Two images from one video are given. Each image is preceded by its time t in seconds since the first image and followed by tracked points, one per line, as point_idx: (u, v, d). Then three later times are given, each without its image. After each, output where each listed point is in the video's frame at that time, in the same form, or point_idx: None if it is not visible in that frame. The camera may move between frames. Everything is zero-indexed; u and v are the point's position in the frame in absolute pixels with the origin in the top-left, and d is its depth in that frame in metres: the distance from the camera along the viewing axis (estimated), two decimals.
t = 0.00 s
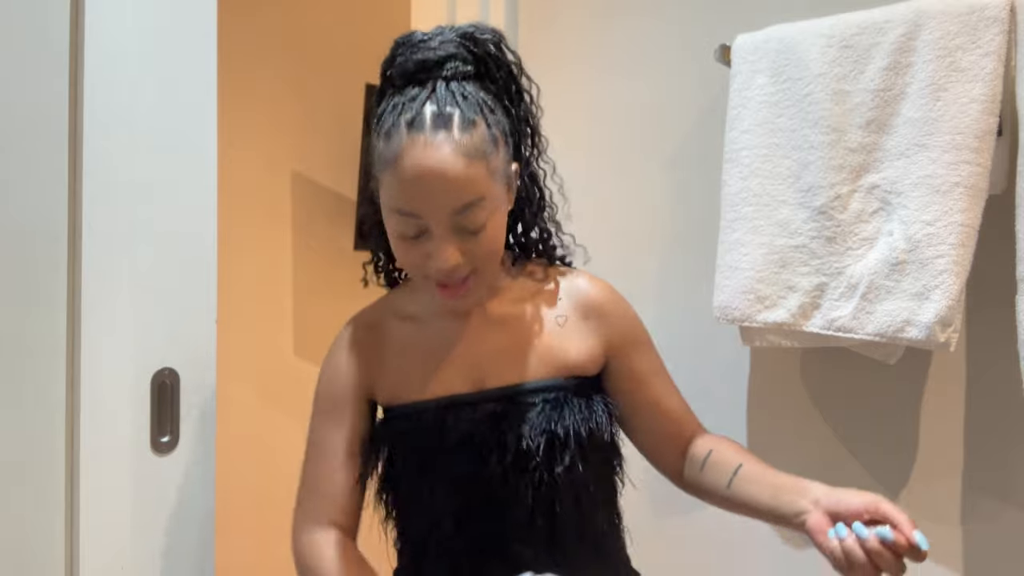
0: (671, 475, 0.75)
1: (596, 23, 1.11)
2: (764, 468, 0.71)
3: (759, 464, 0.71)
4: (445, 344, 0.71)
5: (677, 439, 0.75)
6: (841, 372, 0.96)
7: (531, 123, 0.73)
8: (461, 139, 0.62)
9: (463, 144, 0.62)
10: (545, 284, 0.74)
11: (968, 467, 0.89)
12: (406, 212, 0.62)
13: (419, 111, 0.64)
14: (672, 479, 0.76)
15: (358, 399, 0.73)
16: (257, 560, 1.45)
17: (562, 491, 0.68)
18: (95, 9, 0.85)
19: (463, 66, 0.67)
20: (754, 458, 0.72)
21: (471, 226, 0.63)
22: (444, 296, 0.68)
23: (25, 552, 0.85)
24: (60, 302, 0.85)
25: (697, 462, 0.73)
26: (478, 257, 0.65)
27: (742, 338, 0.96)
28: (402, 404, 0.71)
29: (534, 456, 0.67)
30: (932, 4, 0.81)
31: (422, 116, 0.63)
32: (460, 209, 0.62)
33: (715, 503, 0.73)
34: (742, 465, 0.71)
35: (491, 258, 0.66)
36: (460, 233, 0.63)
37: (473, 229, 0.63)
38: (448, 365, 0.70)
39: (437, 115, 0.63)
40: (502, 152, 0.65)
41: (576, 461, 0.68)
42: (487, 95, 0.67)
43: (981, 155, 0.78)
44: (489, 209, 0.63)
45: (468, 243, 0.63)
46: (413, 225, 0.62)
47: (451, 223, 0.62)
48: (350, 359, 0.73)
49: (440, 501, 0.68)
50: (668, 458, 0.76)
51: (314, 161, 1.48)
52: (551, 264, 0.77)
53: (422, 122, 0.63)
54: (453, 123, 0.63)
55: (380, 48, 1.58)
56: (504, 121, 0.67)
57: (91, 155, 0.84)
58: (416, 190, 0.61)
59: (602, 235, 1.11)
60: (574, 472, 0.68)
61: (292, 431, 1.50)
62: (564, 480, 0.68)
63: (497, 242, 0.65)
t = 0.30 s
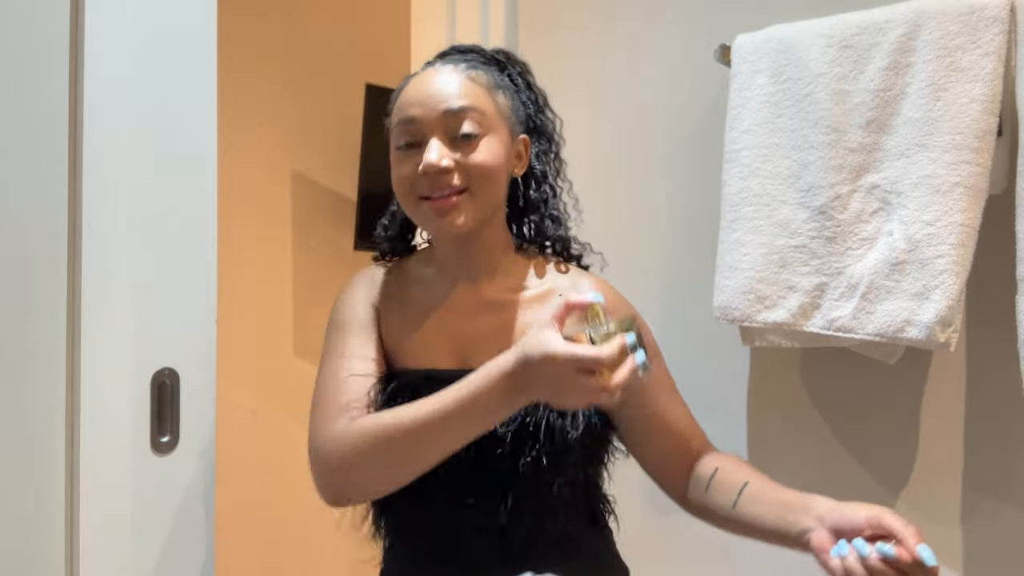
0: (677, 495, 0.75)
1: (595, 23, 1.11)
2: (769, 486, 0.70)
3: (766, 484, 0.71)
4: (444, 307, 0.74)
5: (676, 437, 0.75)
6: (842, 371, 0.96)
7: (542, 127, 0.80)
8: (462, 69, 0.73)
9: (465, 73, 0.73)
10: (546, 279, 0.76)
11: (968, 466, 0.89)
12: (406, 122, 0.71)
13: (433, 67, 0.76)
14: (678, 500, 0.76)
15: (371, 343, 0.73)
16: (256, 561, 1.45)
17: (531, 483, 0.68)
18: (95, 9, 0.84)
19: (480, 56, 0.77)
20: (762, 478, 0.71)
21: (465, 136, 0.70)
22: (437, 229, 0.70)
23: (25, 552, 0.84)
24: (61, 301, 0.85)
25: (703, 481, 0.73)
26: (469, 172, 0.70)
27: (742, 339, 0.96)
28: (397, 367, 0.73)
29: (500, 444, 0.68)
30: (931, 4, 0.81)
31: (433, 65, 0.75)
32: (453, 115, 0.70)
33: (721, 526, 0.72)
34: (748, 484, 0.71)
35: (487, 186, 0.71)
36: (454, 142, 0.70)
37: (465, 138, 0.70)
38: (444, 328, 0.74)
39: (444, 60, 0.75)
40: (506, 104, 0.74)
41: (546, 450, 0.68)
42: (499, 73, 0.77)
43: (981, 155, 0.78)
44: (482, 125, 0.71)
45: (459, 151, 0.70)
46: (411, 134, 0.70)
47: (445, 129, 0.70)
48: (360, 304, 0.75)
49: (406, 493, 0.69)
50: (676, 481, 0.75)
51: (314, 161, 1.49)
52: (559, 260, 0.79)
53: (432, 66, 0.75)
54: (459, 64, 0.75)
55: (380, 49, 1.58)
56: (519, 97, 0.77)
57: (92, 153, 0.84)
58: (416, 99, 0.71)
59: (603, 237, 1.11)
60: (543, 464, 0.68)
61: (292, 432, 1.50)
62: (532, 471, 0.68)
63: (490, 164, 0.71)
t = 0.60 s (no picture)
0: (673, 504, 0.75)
1: (596, 23, 1.11)
2: (763, 514, 0.69)
3: (758, 506, 0.70)
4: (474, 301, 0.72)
5: (678, 437, 0.75)
6: (842, 371, 0.95)
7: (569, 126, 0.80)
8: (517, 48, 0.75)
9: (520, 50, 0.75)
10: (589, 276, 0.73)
11: (969, 466, 0.89)
12: (465, 84, 0.71)
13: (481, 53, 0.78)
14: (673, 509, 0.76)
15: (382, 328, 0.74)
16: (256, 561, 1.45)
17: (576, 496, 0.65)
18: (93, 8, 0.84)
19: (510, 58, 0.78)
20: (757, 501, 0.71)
21: (526, 99, 0.70)
22: (494, 189, 0.68)
23: (25, 552, 0.83)
24: (60, 301, 0.85)
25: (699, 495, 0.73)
26: (531, 132, 0.69)
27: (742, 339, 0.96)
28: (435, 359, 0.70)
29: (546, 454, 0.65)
30: (931, 4, 0.81)
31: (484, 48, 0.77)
32: (514, 78, 0.71)
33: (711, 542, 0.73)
34: (740, 505, 0.70)
35: (544, 150, 0.70)
36: (512, 104, 0.70)
37: (526, 101, 0.70)
38: (471, 325, 0.71)
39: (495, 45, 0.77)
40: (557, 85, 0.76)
41: (596, 461, 0.65)
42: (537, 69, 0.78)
43: (981, 155, 0.78)
44: (541, 92, 0.72)
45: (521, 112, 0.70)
46: (470, 95, 0.71)
47: (507, 92, 0.70)
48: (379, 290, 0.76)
49: (439, 501, 0.66)
50: (671, 487, 0.75)
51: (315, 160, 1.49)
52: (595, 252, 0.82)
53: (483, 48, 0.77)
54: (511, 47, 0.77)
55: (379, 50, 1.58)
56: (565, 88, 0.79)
57: (92, 153, 0.84)
58: (474, 64, 0.72)
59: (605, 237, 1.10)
60: (590, 473, 0.65)
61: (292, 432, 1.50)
62: (579, 483, 0.65)
63: (551, 128, 0.70)
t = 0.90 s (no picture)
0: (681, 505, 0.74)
1: (596, 23, 1.10)
2: (781, 515, 0.68)
3: (775, 507, 0.69)
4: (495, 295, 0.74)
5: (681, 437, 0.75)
6: (843, 371, 0.95)
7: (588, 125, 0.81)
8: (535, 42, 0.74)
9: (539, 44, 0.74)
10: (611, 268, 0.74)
11: (969, 467, 0.89)
12: (481, 83, 0.71)
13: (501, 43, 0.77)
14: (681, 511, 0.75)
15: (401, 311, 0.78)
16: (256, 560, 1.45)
17: (609, 474, 0.64)
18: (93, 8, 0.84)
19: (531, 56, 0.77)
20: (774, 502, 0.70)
21: (542, 99, 0.70)
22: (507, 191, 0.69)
23: (26, 553, 0.83)
24: (60, 301, 0.85)
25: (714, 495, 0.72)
26: (545, 135, 0.69)
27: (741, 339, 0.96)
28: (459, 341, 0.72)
29: (578, 431, 0.64)
30: (932, 4, 0.81)
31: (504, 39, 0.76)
32: (530, 78, 0.70)
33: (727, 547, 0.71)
34: (757, 504, 0.70)
35: (558, 152, 0.70)
36: (527, 104, 0.70)
37: (542, 102, 0.70)
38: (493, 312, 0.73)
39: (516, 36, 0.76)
40: (575, 81, 0.75)
41: (627, 439, 0.65)
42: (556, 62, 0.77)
43: (981, 155, 0.78)
44: (558, 91, 0.71)
45: (536, 113, 0.70)
46: (486, 95, 0.71)
47: (522, 92, 0.70)
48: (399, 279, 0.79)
49: (464, 477, 0.65)
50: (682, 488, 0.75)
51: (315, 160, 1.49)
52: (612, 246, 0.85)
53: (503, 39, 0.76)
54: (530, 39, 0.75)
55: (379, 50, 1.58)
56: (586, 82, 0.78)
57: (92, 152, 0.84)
58: (491, 62, 0.71)
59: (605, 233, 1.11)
60: (620, 454, 0.64)
61: (292, 432, 1.50)
62: (612, 462, 0.64)
63: (566, 129, 0.70)
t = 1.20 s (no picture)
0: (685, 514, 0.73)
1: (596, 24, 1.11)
2: (776, 523, 0.67)
3: (772, 515, 0.68)
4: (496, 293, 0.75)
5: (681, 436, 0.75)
6: (843, 371, 0.95)
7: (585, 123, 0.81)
8: (526, 56, 0.73)
9: (529, 59, 0.73)
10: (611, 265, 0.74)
11: (968, 467, 0.88)
12: (471, 105, 0.70)
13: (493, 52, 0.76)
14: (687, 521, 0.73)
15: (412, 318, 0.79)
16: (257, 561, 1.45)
17: (617, 454, 0.64)
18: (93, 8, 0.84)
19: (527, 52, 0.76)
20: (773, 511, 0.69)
21: (532, 122, 0.70)
22: (498, 215, 0.70)
23: (25, 552, 0.83)
24: (60, 301, 0.84)
25: (713, 500, 0.71)
26: (534, 159, 0.69)
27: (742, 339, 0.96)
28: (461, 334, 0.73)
29: (583, 411, 0.64)
30: (932, 4, 0.81)
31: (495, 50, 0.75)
32: (519, 101, 0.70)
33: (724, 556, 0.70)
34: (754, 512, 0.68)
35: (548, 175, 0.71)
36: (517, 126, 0.70)
37: (530, 125, 0.70)
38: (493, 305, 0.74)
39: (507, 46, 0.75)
40: (565, 90, 0.74)
41: (633, 419, 0.65)
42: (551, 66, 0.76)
43: (981, 155, 0.78)
44: (547, 113, 0.70)
45: (525, 137, 0.69)
46: (476, 117, 0.70)
47: (511, 115, 0.70)
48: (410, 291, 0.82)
49: (468, 461, 0.65)
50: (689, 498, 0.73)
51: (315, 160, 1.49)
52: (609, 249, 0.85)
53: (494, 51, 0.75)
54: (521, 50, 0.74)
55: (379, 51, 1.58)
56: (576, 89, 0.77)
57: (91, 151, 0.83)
58: (480, 83, 0.71)
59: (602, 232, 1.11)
60: (624, 433, 0.64)
61: (292, 433, 1.50)
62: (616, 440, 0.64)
63: (555, 151, 0.70)
